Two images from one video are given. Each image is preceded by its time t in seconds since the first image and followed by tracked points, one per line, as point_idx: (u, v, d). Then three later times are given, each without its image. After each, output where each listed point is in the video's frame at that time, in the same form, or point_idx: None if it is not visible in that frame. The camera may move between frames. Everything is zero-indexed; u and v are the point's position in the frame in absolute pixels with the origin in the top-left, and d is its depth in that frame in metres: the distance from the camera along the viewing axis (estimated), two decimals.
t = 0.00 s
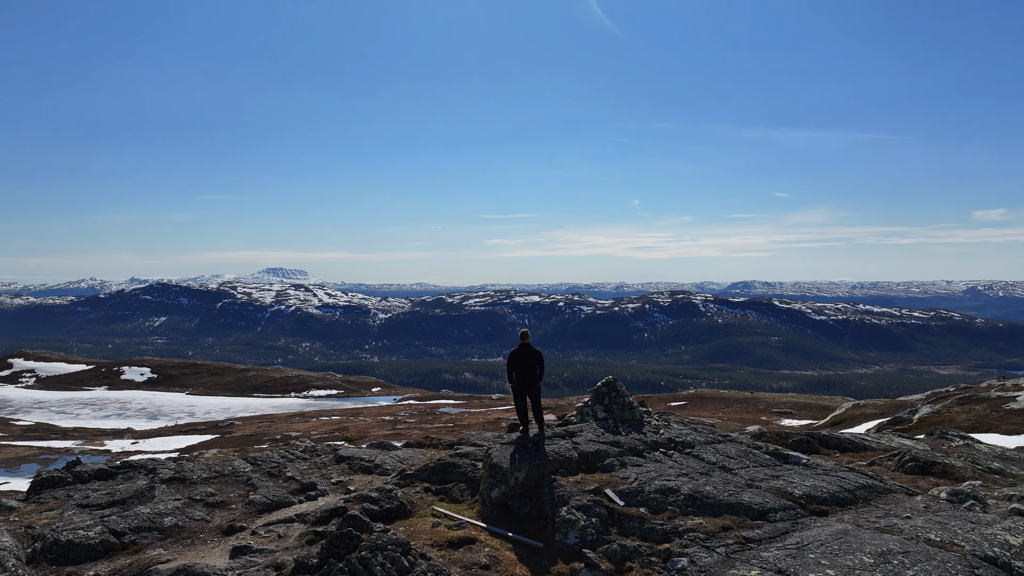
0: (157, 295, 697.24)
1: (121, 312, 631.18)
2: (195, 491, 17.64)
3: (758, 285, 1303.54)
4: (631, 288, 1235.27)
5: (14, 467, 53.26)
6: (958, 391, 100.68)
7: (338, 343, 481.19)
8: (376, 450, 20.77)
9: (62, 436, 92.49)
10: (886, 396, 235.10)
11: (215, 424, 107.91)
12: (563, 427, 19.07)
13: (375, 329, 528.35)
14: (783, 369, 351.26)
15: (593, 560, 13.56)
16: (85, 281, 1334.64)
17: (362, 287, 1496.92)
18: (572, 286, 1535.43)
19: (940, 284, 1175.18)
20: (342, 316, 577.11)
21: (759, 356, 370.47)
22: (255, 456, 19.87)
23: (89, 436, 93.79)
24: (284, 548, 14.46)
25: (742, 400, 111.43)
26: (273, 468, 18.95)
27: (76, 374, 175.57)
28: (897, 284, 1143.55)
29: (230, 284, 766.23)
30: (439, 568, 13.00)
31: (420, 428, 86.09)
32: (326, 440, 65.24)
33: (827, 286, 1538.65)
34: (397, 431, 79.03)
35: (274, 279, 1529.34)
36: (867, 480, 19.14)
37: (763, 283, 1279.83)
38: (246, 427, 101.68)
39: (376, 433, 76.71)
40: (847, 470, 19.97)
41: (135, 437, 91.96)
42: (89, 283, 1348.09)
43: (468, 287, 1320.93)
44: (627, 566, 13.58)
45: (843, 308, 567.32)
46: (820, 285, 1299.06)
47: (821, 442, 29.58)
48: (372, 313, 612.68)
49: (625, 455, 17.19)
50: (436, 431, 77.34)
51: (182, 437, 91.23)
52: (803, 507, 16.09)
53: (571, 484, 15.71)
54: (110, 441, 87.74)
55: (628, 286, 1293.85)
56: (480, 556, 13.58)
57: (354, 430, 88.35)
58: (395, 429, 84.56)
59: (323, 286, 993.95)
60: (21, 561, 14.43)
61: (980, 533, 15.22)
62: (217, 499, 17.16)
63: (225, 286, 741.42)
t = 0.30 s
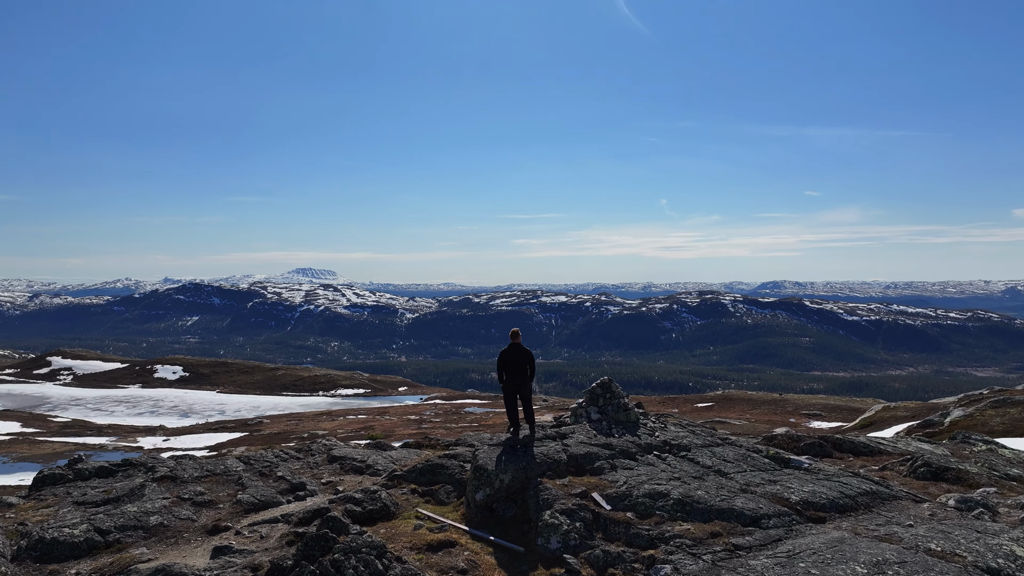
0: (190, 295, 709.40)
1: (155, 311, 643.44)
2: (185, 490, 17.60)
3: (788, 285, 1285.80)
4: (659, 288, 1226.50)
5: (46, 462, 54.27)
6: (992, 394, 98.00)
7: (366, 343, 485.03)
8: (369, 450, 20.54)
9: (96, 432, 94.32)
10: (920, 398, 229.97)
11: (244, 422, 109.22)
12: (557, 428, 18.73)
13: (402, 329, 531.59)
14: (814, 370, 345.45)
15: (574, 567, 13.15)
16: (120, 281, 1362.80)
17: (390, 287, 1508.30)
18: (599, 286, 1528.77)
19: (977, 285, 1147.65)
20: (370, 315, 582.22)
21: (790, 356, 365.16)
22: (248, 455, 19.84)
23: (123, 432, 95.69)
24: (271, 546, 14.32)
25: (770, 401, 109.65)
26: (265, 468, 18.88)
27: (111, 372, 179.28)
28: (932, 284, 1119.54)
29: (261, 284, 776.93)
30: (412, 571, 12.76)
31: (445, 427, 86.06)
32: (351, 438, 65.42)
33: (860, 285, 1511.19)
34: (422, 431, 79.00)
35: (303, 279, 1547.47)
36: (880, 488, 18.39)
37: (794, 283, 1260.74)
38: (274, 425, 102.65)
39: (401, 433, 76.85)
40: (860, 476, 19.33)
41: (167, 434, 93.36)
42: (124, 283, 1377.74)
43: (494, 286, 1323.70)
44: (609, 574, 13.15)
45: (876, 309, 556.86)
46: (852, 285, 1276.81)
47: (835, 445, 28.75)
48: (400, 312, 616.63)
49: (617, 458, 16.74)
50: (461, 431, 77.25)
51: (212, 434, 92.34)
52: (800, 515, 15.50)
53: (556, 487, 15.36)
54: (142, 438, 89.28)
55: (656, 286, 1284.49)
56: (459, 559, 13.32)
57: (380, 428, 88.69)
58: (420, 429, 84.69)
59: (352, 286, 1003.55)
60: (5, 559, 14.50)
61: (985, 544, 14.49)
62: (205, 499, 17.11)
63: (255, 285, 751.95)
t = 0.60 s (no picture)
0: (221, 295, 720.43)
1: (187, 310, 653.95)
2: (173, 488, 17.60)
3: (819, 285, 1265.60)
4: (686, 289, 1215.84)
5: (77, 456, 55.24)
6: None
7: (394, 343, 487.75)
8: (362, 450, 20.37)
9: (130, 429, 95.91)
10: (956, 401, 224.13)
11: (272, 420, 110.36)
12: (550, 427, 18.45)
13: (429, 329, 533.85)
14: (847, 371, 339.13)
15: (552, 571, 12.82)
16: (152, 281, 1387.99)
17: (416, 287, 1516.66)
18: (626, 286, 1519.19)
19: (1016, 285, 1117.37)
20: (397, 315, 585.83)
21: (821, 358, 359.07)
22: (240, 454, 19.85)
23: (155, 430, 97.21)
24: (253, 544, 14.23)
25: (798, 403, 107.70)
26: (255, 467, 18.87)
27: (144, 370, 182.56)
28: (969, 284, 1093.34)
29: (290, 284, 785.58)
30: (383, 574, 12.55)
31: (469, 428, 85.97)
32: (375, 436, 65.33)
33: (893, 285, 1481.69)
34: (447, 431, 78.73)
35: (332, 280, 1563.15)
36: (885, 493, 17.75)
37: (825, 283, 1239.42)
38: (301, 423, 103.47)
39: (426, 433, 77.00)
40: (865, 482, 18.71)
41: (197, 432, 94.75)
42: (157, 283, 1402.84)
43: (520, 287, 1323.63)
44: None
45: (910, 309, 545.40)
46: (885, 286, 1252.30)
47: (847, 448, 28.06)
48: (427, 312, 619.47)
49: (607, 460, 16.36)
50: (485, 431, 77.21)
51: (241, 432, 93.36)
52: (793, 521, 14.97)
53: (541, 489, 15.00)
54: (172, 435, 90.60)
55: (683, 287, 1273.71)
56: (436, 564, 13.00)
57: (405, 427, 88.87)
58: (444, 429, 84.71)
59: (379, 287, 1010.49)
60: None
61: (985, 553, 13.81)
62: (192, 497, 17.07)
63: (285, 286, 760.95)
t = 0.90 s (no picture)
0: (252, 295, 730.57)
1: (219, 310, 664.32)
2: (162, 487, 17.58)
3: (851, 285, 1242.84)
4: (715, 288, 1202.15)
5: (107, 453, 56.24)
6: None
7: (420, 342, 490.11)
8: (355, 449, 20.26)
9: (161, 426, 97.49)
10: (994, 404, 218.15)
11: (300, 419, 111.35)
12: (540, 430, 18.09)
13: (455, 328, 535.09)
14: (879, 373, 332.32)
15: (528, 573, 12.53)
16: (186, 281, 1413.47)
17: (443, 286, 1523.56)
18: (653, 285, 1508.70)
19: None
20: (424, 314, 588.40)
21: (852, 359, 352.06)
22: (232, 453, 19.83)
23: (185, 427, 98.71)
24: (233, 542, 14.09)
25: (827, 404, 105.50)
26: (245, 466, 18.76)
27: (176, 369, 185.82)
28: (1007, 284, 1064.59)
29: (319, 284, 793.27)
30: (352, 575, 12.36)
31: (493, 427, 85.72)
32: (400, 435, 65.23)
33: (927, 285, 1449.28)
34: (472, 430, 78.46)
35: (359, 279, 1577.35)
36: (889, 501, 17.11)
37: (857, 283, 1217.07)
38: (328, 422, 104.11)
39: (451, 432, 77.03)
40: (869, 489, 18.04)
41: (226, 430, 95.95)
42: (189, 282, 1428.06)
43: (546, 287, 1320.96)
44: None
45: (946, 309, 532.49)
46: (919, 286, 1225.07)
47: (860, 451, 27.33)
48: (453, 312, 620.96)
49: (595, 462, 15.98)
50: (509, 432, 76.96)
51: (268, 430, 94.34)
52: (785, 527, 14.44)
53: (524, 492, 14.71)
54: (202, 432, 91.89)
55: (712, 287, 1259.38)
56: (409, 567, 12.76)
57: (429, 427, 88.87)
58: (468, 429, 84.60)
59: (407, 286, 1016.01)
60: None
61: (986, 565, 13.08)
62: (181, 494, 17.09)
63: (313, 285, 769.00)
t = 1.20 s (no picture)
0: (281, 294, 739.79)
1: (249, 309, 673.54)
2: (151, 484, 17.59)
3: (883, 285, 1219.31)
4: (743, 288, 1188.07)
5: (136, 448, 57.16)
6: None
7: (446, 342, 491.61)
8: (347, 448, 20.11)
9: (190, 424, 98.77)
10: None
11: (326, 417, 112.13)
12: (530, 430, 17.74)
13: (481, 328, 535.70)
14: (912, 375, 325.42)
15: None
16: (217, 281, 1436.02)
17: (469, 287, 1527.92)
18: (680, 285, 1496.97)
19: None
20: (451, 314, 589.82)
21: (885, 361, 344.89)
22: (225, 452, 19.85)
23: (214, 425, 100.00)
24: (217, 539, 13.99)
25: (858, 405, 103.24)
26: (235, 465, 18.73)
27: (207, 367, 188.63)
28: None
29: (347, 284, 800.22)
30: None
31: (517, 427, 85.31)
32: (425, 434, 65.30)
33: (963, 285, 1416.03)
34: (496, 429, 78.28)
35: (386, 279, 1589.17)
36: (893, 507, 16.50)
37: (891, 283, 1192.97)
38: (354, 421, 104.42)
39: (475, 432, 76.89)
40: (878, 495, 17.33)
41: (254, 427, 96.78)
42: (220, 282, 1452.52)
43: (572, 287, 1316.65)
44: None
45: (983, 310, 519.15)
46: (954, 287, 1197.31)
47: (871, 455, 26.62)
48: (479, 311, 621.73)
49: (582, 464, 15.62)
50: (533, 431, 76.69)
51: (296, 428, 95.22)
52: (774, 533, 13.93)
53: (505, 493, 14.42)
54: (231, 430, 92.87)
55: (740, 286, 1244.03)
56: (385, 569, 12.58)
57: (453, 427, 88.78)
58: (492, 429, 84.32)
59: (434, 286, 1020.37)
60: None
61: None
62: (168, 493, 17.05)
63: (341, 285, 775.99)
